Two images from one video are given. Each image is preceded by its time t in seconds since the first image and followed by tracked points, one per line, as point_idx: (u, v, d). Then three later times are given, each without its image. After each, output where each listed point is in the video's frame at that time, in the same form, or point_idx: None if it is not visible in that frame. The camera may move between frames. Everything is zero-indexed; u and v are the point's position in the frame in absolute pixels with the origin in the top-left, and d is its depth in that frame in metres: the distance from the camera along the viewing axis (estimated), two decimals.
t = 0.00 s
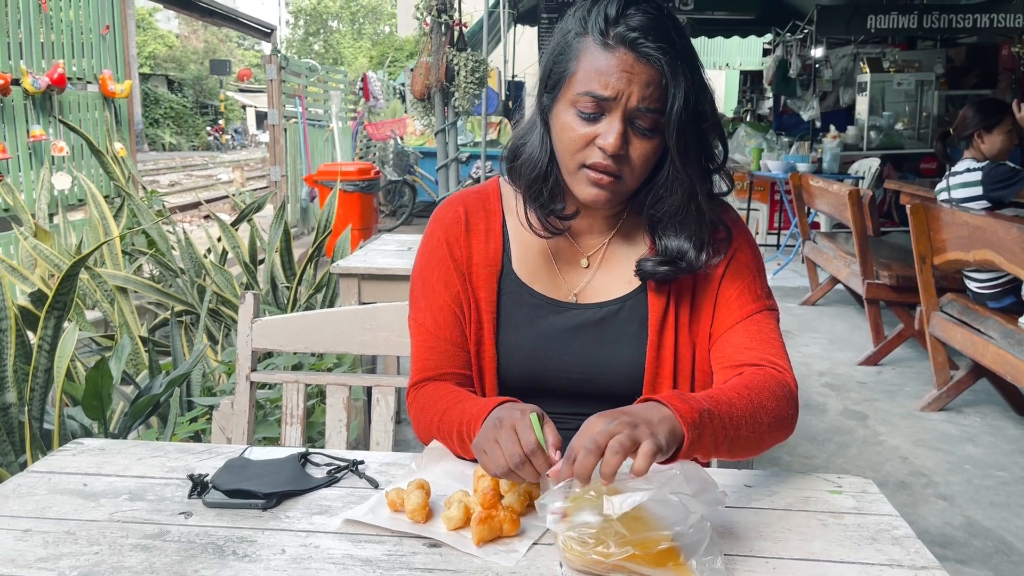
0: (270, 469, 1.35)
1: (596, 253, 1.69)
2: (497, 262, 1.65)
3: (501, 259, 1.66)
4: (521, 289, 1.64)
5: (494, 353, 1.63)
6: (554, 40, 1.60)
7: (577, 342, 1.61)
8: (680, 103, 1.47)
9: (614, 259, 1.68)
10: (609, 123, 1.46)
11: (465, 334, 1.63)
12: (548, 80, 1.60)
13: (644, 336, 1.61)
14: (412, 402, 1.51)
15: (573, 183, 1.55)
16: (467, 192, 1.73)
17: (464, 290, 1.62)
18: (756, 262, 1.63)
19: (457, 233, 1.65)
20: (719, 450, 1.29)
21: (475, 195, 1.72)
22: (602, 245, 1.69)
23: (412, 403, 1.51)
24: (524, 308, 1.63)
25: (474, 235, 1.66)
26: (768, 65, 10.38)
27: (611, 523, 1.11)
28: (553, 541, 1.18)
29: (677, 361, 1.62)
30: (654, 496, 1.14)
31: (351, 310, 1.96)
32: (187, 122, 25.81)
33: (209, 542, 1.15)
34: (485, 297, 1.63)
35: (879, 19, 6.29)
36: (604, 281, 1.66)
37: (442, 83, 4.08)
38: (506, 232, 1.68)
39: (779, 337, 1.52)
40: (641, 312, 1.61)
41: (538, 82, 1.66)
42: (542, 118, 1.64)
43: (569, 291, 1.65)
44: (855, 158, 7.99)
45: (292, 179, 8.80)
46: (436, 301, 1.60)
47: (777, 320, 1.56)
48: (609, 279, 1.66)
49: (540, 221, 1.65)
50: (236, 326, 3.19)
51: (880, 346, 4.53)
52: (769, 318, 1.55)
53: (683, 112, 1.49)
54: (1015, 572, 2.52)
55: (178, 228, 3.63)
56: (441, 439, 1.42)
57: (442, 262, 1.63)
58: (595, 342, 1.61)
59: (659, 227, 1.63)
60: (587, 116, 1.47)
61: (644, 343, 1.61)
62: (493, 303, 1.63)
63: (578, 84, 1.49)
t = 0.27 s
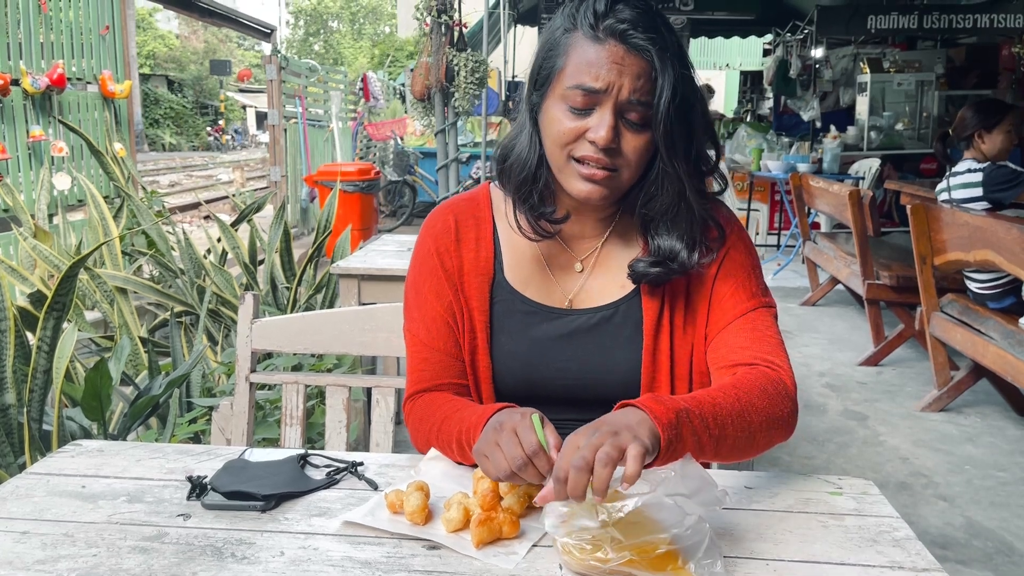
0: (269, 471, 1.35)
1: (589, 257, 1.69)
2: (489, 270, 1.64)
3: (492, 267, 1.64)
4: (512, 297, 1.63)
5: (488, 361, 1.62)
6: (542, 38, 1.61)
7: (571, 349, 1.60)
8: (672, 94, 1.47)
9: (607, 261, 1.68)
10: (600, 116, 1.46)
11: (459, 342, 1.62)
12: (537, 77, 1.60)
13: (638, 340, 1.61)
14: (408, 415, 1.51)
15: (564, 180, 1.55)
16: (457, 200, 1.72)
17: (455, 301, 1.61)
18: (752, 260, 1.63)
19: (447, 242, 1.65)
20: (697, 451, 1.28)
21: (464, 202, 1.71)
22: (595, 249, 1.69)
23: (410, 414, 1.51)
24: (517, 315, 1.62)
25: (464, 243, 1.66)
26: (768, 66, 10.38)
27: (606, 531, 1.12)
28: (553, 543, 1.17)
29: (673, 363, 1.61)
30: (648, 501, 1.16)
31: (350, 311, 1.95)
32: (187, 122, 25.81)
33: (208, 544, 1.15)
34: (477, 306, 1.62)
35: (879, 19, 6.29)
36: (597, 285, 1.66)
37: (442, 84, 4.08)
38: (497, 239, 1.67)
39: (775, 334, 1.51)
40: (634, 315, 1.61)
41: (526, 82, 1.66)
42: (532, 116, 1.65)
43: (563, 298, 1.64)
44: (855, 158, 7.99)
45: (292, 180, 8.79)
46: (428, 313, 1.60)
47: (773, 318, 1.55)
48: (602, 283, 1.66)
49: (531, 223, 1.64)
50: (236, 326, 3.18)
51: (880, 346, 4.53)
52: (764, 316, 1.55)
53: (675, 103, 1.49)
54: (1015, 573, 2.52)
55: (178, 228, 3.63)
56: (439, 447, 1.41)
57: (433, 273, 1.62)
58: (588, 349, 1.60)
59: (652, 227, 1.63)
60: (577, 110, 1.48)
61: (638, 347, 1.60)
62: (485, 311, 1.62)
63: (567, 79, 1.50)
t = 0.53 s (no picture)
0: (268, 472, 1.35)
1: (585, 260, 1.69)
2: (482, 273, 1.64)
3: (486, 270, 1.64)
4: (506, 299, 1.63)
5: (481, 364, 1.62)
6: (531, 36, 1.64)
7: (564, 354, 1.60)
8: (671, 75, 1.52)
9: (603, 262, 1.68)
10: (601, 102, 1.50)
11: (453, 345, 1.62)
12: (529, 74, 1.63)
13: (631, 346, 1.60)
14: (405, 417, 1.51)
15: (562, 173, 1.56)
16: (450, 201, 1.72)
17: (449, 303, 1.61)
18: (749, 265, 1.63)
19: (441, 243, 1.64)
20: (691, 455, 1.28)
21: (458, 204, 1.72)
22: (591, 251, 1.69)
23: (405, 416, 1.51)
24: (510, 319, 1.62)
25: (458, 245, 1.65)
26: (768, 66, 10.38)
27: (600, 524, 1.13)
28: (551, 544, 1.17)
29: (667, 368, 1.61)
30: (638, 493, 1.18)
31: (350, 311, 1.95)
32: (187, 122, 25.82)
33: (207, 545, 1.15)
34: (470, 308, 1.61)
35: (879, 19, 6.30)
36: (591, 288, 1.66)
37: (442, 84, 4.08)
38: (490, 242, 1.67)
39: (775, 339, 1.51)
40: (628, 319, 1.61)
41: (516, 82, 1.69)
42: (524, 114, 1.66)
43: (557, 302, 1.64)
44: (855, 158, 7.99)
45: (292, 180, 8.79)
46: (422, 314, 1.60)
47: (771, 323, 1.55)
48: (596, 286, 1.66)
49: (525, 222, 1.64)
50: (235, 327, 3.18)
51: (880, 346, 4.53)
52: (763, 320, 1.54)
53: (673, 85, 1.53)
54: (1015, 572, 2.52)
55: (178, 229, 3.63)
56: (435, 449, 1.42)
57: (426, 274, 1.62)
58: (581, 354, 1.60)
59: (650, 217, 1.65)
60: (576, 97, 1.51)
61: (631, 353, 1.60)
62: (478, 314, 1.61)
63: (563, 69, 1.54)
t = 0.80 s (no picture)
0: (269, 471, 1.35)
1: (582, 259, 1.69)
2: (481, 273, 1.64)
3: (485, 270, 1.65)
4: (505, 299, 1.63)
5: (481, 363, 1.62)
6: (526, 39, 1.65)
7: (564, 353, 1.60)
8: (665, 77, 1.52)
9: (602, 262, 1.68)
10: (595, 105, 1.50)
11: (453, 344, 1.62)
12: (524, 77, 1.63)
13: (631, 346, 1.60)
14: (404, 417, 1.52)
15: (559, 176, 1.56)
16: (449, 202, 1.73)
17: (449, 303, 1.61)
18: (752, 266, 1.63)
19: (440, 244, 1.64)
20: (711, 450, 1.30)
21: (458, 205, 1.72)
22: (588, 251, 1.69)
23: (404, 417, 1.52)
24: (510, 318, 1.62)
25: (457, 246, 1.66)
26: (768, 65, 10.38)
27: (606, 528, 1.10)
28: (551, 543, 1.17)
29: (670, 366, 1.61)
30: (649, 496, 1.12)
31: (350, 311, 1.95)
32: (187, 122, 25.83)
33: (208, 544, 1.15)
34: (469, 309, 1.61)
35: (879, 19, 6.30)
36: (590, 288, 1.65)
37: (442, 83, 4.08)
38: (489, 243, 1.68)
39: (785, 339, 1.52)
40: (629, 319, 1.61)
41: (512, 85, 1.69)
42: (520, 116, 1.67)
43: (556, 301, 1.65)
44: (855, 157, 7.99)
45: (292, 179, 8.79)
46: (421, 315, 1.60)
47: (779, 323, 1.55)
48: (595, 286, 1.65)
49: (522, 226, 1.65)
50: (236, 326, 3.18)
51: (880, 346, 4.53)
52: (770, 320, 1.55)
53: (666, 87, 1.53)
54: (1015, 572, 2.52)
55: (178, 229, 3.63)
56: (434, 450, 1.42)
57: (425, 275, 1.62)
58: (581, 354, 1.60)
59: (648, 218, 1.65)
60: (571, 101, 1.51)
61: (630, 354, 1.60)
62: (478, 313, 1.61)
63: (557, 72, 1.54)
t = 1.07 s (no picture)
0: (269, 471, 1.35)
1: (583, 258, 1.69)
2: (482, 272, 1.64)
3: (486, 268, 1.65)
4: (506, 297, 1.63)
5: (482, 361, 1.62)
6: (524, 38, 1.66)
7: (566, 351, 1.60)
8: (661, 71, 1.51)
9: (603, 261, 1.68)
10: (590, 99, 1.49)
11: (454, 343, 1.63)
12: (523, 75, 1.64)
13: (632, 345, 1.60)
14: (405, 415, 1.53)
15: (556, 172, 1.56)
16: (452, 201, 1.74)
17: (449, 302, 1.62)
18: (758, 270, 1.63)
19: (441, 244, 1.66)
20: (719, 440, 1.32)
21: (459, 205, 1.73)
22: (590, 251, 1.69)
23: (405, 416, 1.53)
24: (511, 317, 1.63)
25: (458, 245, 1.67)
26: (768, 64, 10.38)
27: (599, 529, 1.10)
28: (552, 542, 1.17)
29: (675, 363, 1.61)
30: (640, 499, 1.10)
31: (350, 311, 1.95)
32: (187, 121, 25.83)
33: (209, 544, 1.15)
34: (470, 308, 1.62)
35: (879, 18, 6.30)
36: (593, 288, 1.65)
37: (442, 83, 4.08)
38: (490, 243, 1.68)
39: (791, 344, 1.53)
40: (631, 318, 1.61)
41: (512, 84, 1.70)
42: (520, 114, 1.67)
43: (558, 299, 1.65)
44: (855, 156, 7.99)
45: (292, 178, 8.79)
46: (422, 315, 1.62)
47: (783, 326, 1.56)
48: (598, 286, 1.65)
49: (520, 224, 1.65)
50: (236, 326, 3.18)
51: (880, 345, 4.53)
52: (776, 324, 1.56)
53: (662, 82, 1.52)
54: (1015, 571, 2.53)
55: (178, 228, 3.63)
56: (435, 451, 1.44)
57: (426, 275, 1.64)
58: (581, 353, 1.59)
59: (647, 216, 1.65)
60: (567, 96, 1.51)
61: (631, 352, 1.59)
62: (479, 311, 1.62)
63: (554, 68, 1.54)
